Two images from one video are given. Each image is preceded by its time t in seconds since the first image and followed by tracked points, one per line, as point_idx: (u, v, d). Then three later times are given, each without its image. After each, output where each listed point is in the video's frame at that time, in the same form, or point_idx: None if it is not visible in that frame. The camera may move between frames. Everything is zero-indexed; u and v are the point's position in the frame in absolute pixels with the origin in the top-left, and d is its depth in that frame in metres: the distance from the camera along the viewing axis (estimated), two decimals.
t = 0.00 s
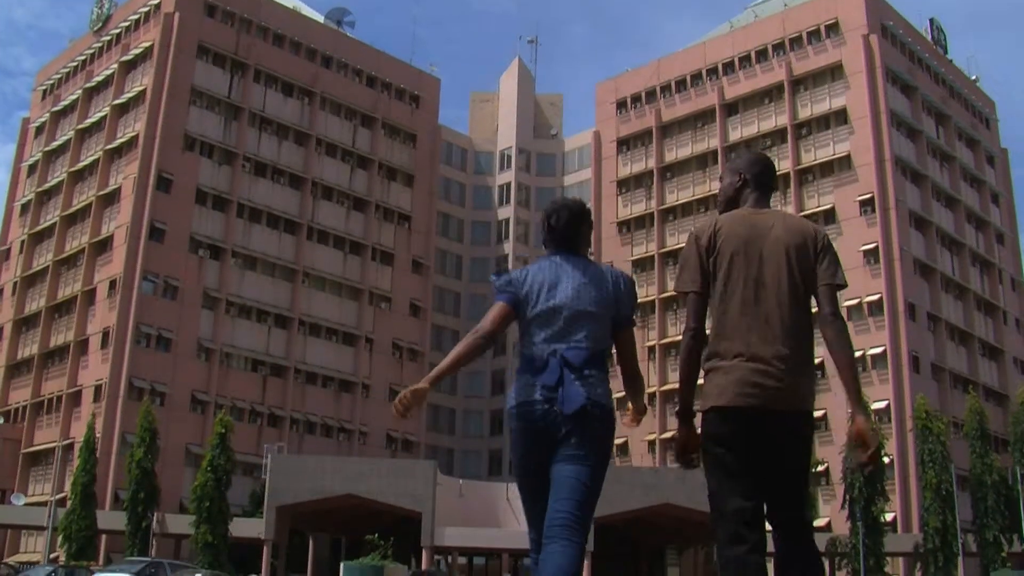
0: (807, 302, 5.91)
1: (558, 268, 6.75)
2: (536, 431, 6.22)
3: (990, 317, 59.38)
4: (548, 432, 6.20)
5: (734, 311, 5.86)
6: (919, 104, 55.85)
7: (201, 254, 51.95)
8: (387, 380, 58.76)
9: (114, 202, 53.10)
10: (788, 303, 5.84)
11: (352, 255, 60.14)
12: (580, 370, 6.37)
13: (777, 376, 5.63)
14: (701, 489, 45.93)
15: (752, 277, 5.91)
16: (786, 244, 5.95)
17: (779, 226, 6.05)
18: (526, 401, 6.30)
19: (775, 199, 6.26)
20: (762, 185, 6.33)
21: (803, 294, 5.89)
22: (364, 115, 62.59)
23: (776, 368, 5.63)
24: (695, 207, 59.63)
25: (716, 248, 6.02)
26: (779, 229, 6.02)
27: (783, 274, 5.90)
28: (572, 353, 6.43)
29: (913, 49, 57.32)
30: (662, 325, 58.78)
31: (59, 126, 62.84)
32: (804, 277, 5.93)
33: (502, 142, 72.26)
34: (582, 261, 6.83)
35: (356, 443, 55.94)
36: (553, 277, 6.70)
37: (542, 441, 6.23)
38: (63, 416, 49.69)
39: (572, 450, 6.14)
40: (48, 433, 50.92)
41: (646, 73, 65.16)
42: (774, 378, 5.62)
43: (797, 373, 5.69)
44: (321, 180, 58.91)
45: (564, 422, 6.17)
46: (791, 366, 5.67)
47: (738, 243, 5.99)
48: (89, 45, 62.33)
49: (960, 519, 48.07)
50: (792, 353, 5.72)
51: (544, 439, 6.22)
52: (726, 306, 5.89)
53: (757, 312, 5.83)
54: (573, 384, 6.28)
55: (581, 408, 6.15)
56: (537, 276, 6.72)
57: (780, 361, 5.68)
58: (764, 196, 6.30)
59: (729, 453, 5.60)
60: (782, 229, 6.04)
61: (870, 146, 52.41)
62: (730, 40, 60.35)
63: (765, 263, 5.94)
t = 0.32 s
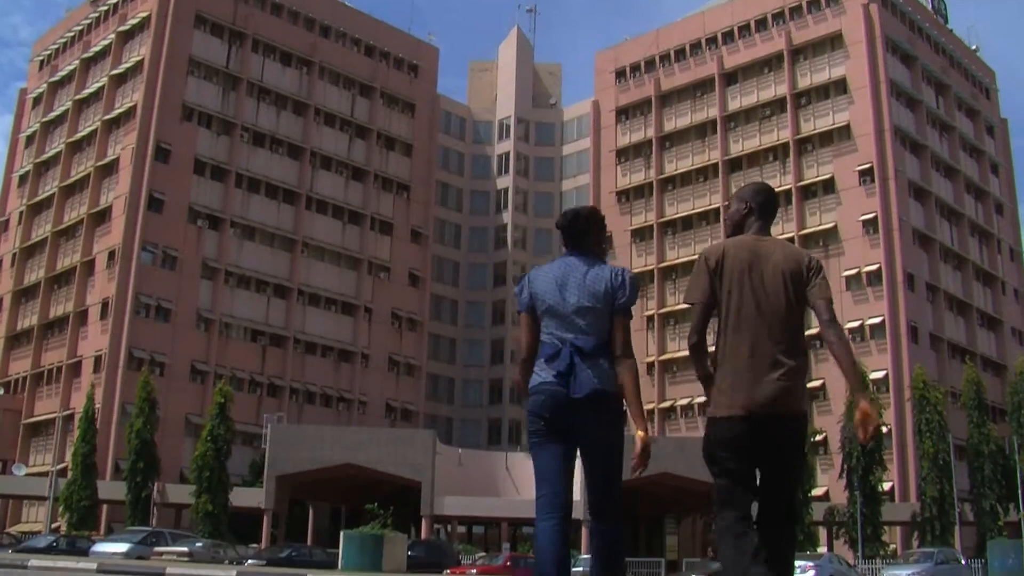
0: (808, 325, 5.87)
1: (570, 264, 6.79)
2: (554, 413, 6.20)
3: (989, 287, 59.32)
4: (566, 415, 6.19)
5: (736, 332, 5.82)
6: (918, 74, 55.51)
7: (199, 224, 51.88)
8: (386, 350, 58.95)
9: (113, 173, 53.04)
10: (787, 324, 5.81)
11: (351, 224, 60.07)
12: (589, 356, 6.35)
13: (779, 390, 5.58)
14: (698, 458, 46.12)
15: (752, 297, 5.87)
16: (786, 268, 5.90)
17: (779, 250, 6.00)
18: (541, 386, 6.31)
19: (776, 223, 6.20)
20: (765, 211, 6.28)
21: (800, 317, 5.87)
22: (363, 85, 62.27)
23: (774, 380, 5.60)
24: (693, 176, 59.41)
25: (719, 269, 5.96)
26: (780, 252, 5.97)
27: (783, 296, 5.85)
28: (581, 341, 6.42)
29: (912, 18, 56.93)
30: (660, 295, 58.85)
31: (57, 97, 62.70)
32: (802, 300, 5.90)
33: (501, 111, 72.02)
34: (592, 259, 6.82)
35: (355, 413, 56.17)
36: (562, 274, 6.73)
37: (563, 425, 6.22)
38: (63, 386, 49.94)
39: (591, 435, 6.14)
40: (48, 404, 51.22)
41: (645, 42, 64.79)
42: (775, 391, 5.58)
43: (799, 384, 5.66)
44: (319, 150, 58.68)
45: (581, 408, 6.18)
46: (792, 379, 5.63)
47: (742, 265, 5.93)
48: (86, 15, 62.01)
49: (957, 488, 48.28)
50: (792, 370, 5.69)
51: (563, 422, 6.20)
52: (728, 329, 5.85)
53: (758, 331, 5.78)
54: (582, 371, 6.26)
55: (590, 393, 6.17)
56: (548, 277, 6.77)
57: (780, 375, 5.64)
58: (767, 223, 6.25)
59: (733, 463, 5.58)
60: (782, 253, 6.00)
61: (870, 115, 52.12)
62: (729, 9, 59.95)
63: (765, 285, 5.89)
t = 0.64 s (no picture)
0: (802, 325, 6.54)
1: (594, 274, 6.86)
2: (585, 412, 6.26)
3: (988, 261, 59.31)
4: (596, 414, 6.26)
5: (739, 335, 6.51)
6: (918, 48, 55.21)
7: (198, 199, 51.78)
8: (384, 324, 59.08)
9: (111, 147, 52.93)
10: (782, 325, 6.46)
11: (350, 198, 59.99)
12: (615, 359, 6.43)
13: (768, 382, 6.23)
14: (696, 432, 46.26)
15: (750, 305, 6.54)
16: (780, 277, 6.56)
17: (771, 261, 6.65)
18: (570, 387, 6.35)
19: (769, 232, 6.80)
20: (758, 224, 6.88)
21: (795, 317, 6.51)
22: (361, 58, 61.94)
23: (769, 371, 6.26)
24: (693, 150, 59.20)
25: (719, 282, 6.64)
26: (772, 260, 6.63)
27: (776, 301, 6.52)
28: (607, 346, 6.50)
29: None
30: (659, 269, 58.92)
31: (54, 71, 62.48)
32: (795, 303, 6.55)
33: (499, 85, 71.71)
34: (616, 271, 6.90)
35: (354, 386, 56.38)
36: (589, 282, 6.80)
37: (593, 423, 6.28)
38: (63, 361, 50.12)
39: (617, 432, 6.29)
40: (48, 378, 51.43)
41: (644, 14, 64.37)
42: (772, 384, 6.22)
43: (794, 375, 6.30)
44: (318, 123, 58.40)
45: (607, 408, 6.28)
46: (783, 370, 6.27)
47: (737, 278, 6.61)
48: None
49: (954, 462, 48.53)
50: (787, 361, 6.33)
51: (592, 423, 6.27)
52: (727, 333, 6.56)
53: (753, 333, 6.48)
54: (609, 375, 6.35)
55: (617, 395, 6.28)
56: (575, 285, 6.83)
57: (774, 367, 6.30)
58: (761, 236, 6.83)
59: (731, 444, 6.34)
60: (774, 263, 6.65)
61: (870, 89, 51.90)
62: None
63: (761, 293, 6.55)
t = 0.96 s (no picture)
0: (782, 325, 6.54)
1: (608, 284, 7.37)
2: (594, 408, 6.88)
3: (987, 239, 59.28)
4: (603, 410, 6.85)
5: (723, 331, 6.48)
6: (918, 25, 54.93)
7: (196, 177, 51.73)
8: (383, 302, 59.15)
9: (110, 125, 52.87)
10: (761, 323, 6.46)
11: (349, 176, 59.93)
12: (625, 362, 6.98)
13: (751, 379, 6.31)
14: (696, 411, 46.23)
15: (733, 302, 6.52)
16: (763, 277, 6.54)
17: (756, 259, 6.64)
18: (581, 387, 6.97)
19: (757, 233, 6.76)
20: (743, 225, 6.83)
21: (777, 316, 6.52)
22: (360, 36, 61.66)
23: (751, 366, 6.30)
24: (692, 128, 58.99)
25: (705, 280, 6.60)
26: (756, 259, 6.62)
27: (758, 301, 6.51)
28: (618, 351, 7.04)
29: None
30: (659, 247, 58.92)
31: (52, 49, 62.31)
32: (777, 303, 6.53)
33: (498, 63, 71.42)
34: (627, 283, 7.39)
35: (354, 364, 56.56)
36: (603, 293, 7.28)
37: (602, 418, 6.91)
38: (63, 339, 50.28)
39: (623, 428, 6.84)
40: (48, 357, 51.66)
41: None
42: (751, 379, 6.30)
43: (771, 372, 6.39)
44: (316, 101, 58.16)
45: (616, 405, 6.83)
46: (764, 367, 6.33)
47: (724, 277, 6.59)
48: None
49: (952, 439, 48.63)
50: (767, 357, 6.39)
51: (604, 418, 6.87)
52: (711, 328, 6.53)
53: (736, 329, 6.46)
54: (619, 375, 6.89)
55: (626, 394, 6.82)
56: (590, 294, 7.30)
57: (754, 364, 6.33)
58: (747, 237, 6.78)
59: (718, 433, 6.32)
60: (757, 264, 6.63)
61: (870, 67, 51.64)
62: None
63: (743, 291, 6.54)
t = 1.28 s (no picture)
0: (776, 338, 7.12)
1: (611, 281, 8.03)
2: (599, 393, 7.58)
3: (987, 224, 59.24)
4: (606, 396, 7.59)
5: (722, 340, 7.04)
6: (919, 8, 54.73)
7: (195, 160, 51.66)
8: (383, 286, 59.15)
9: (108, 109, 52.77)
10: (758, 335, 7.04)
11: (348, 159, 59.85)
12: (625, 353, 7.69)
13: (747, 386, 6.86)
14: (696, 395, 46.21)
15: (732, 313, 7.08)
16: (760, 292, 7.09)
17: (754, 276, 7.21)
18: (586, 375, 7.67)
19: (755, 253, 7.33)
20: (742, 243, 7.43)
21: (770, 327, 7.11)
22: (359, 19, 61.43)
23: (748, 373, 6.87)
24: (692, 112, 58.85)
25: (709, 290, 7.18)
26: (754, 274, 7.20)
27: (756, 313, 7.08)
28: (619, 342, 7.73)
29: None
30: (658, 231, 58.89)
31: (50, 33, 62.12)
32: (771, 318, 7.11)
33: (497, 46, 71.27)
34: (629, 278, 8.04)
35: (353, 348, 56.71)
36: (605, 288, 7.96)
37: (608, 403, 7.62)
38: (63, 324, 50.40)
39: (625, 411, 7.61)
40: (48, 342, 51.80)
41: None
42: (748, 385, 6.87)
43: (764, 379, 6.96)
44: (316, 84, 58.03)
45: (616, 392, 7.58)
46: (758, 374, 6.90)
47: (725, 290, 7.16)
48: None
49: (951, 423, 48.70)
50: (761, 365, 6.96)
51: (606, 404, 7.60)
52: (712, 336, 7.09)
53: (736, 336, 7.01)
54: (619, 364, 7.62)
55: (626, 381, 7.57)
56: (593, 290, 8.00)
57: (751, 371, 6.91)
58: (747, 255, 7.37)
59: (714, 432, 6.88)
60: (755, 280, 7.20)
61: (870, 51, 51.53)
62: None
63: (743, 303, 7.11)
